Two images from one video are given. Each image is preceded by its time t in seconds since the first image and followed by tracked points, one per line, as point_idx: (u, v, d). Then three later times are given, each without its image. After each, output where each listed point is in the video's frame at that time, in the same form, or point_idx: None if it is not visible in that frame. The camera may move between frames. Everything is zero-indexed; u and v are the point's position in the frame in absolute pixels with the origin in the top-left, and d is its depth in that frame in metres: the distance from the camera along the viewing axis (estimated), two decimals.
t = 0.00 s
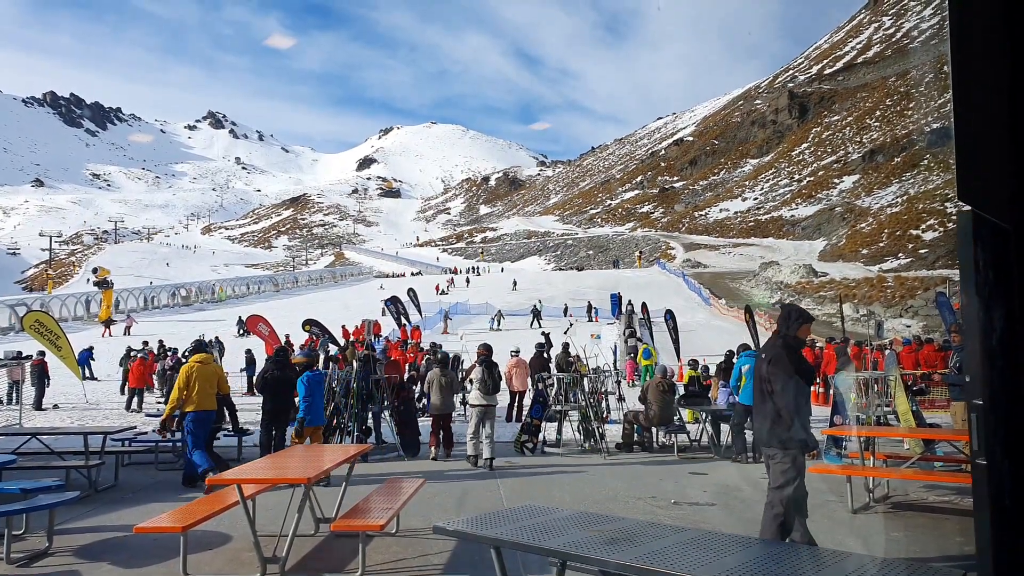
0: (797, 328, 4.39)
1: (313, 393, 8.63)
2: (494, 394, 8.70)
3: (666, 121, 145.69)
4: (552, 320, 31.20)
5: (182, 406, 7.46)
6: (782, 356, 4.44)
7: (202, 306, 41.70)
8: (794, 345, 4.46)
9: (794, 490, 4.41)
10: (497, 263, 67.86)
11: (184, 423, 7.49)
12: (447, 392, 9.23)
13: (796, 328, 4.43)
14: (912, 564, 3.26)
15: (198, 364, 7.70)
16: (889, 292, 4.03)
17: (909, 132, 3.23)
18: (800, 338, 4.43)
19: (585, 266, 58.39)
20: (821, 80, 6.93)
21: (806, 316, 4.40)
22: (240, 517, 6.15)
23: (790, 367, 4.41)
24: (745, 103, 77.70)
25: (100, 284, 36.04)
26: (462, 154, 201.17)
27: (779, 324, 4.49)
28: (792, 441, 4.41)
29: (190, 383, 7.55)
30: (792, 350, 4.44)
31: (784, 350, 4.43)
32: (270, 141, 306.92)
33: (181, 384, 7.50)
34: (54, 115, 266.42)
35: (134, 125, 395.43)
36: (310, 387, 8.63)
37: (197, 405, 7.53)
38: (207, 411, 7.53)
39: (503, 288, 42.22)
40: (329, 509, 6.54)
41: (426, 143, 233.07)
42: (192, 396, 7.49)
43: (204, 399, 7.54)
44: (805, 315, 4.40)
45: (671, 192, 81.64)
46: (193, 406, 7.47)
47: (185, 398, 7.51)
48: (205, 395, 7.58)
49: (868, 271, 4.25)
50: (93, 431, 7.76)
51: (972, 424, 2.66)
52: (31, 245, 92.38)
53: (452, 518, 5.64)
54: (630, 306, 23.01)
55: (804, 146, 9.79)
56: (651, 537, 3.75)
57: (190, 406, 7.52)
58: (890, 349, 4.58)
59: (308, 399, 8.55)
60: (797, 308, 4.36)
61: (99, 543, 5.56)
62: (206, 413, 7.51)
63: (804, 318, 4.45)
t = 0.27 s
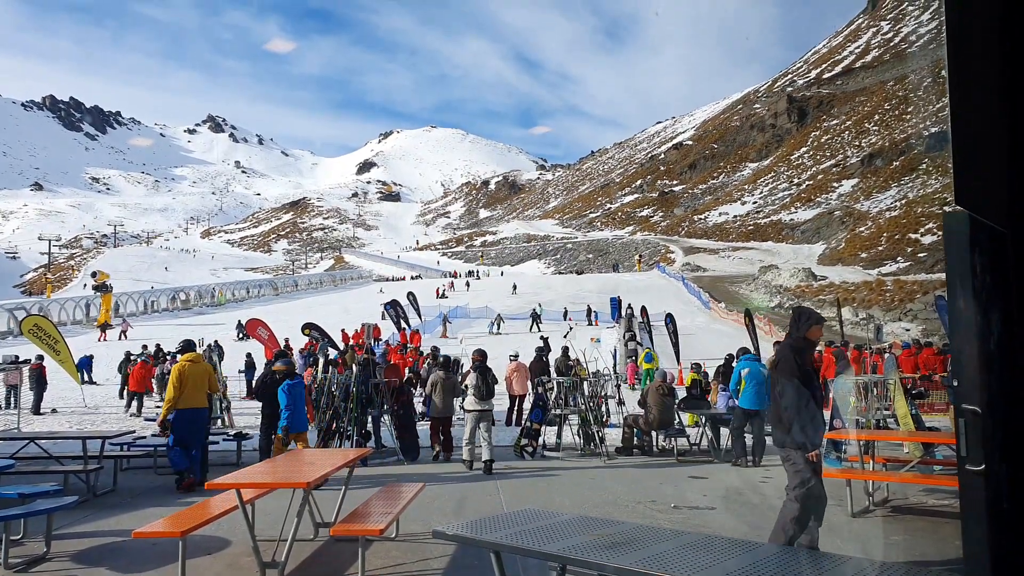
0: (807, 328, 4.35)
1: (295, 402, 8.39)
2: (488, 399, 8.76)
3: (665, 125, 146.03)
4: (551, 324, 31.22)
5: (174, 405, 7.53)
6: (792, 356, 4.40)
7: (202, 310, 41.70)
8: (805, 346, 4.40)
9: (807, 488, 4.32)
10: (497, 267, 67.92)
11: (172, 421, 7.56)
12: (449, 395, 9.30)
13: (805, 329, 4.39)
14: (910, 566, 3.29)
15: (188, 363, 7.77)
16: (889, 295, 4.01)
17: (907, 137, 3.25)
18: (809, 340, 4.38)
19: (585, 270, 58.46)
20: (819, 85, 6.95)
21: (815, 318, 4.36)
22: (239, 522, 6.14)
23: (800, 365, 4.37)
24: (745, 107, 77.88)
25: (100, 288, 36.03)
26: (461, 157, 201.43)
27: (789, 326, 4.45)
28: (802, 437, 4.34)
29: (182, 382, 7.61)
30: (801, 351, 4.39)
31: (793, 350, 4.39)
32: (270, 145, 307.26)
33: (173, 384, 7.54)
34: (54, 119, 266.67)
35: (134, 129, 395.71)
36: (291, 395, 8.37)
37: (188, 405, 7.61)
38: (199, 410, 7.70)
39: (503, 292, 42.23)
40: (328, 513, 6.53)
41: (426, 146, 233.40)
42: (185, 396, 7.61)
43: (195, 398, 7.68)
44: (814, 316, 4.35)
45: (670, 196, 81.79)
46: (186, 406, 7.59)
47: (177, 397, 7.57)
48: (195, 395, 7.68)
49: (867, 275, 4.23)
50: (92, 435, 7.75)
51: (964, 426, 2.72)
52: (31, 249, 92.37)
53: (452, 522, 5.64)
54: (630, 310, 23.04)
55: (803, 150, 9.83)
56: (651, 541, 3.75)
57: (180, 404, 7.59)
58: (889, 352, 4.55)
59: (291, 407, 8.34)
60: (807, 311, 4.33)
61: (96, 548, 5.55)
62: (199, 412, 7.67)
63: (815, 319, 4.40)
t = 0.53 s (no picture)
0: (814, 329, 4.21)
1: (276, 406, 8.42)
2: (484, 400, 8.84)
3: (664, 129, 146.41)
4: (550, 327, 31.25)
5: (168, 409, 7.55)
6: (797, 358, 4.33)
7: (200, 313, 41.69)
8: (814, 346, 4.28)
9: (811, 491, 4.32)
10: (496, 270, 67.98)
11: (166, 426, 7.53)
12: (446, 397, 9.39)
13: (813, 330, 4.25)
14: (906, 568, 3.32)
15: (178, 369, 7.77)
16: (887, 299, 3.98)
17: (904, 140, 3.27)
18: (817, 340, 4.24)
19: (584, 273, 58.53)
20: (818, 88, 6.97)
21: (824, 318, 4.20)
22: (238, 525, 6.13)
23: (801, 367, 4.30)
24: (743, 111, 78.11)
25: (98, 291, 35.99)
26: (460, 161, 201.61)
27: (798, 327, 4.35)
28: (802, 438, 4.31)
29: (176, 387, 7.62)
30: (808, 353, 4.30)
31: (798, 353, 4.32)
32: (269, 149, 307.46)
33: (166, 389, 7.56)
34: (53, 123, 266.71)
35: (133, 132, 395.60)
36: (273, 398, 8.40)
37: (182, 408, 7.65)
38: (193, 413, 7.70)
39: (503, 295, 42.28)
40: (326, 518, 6.48)
41: (425, 150, 233.69)
42: (179, 400, 7.63)
43: (187, 402, 7.70)
44: (823, 317, 4.20)
45: (669, 200, 81.91)
46: (179, 410, 7.61)
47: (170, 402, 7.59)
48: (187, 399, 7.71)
49: (865, 279, 4.21)
50: (91, 438, 7.74)
51: (958, 433, 2.67)
52: (29, 252, 92.33)
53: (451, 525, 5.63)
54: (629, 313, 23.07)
55: (801, 154, 9.87)
56: (651, 544, 3.75)
57: (174, 409, 7.62)
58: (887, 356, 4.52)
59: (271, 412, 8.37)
60: (815, 312, 4.18)
61: (95, 552, 5.55)
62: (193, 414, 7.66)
63: (824, 319, 4.23)
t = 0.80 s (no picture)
0: (826, 334, 4.10)
1: (258, 405, 8.12)
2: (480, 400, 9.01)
3: (662, 133, 146.78)
4: (549, 331, 31.29)
5: (158, 416, 7.62)
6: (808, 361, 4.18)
7: (199, 316, 41.69)
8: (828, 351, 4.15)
9: (814, 499, 4.14)
10: (495, 273, 68.05)
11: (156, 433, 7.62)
12: (440, 398, 9.62)
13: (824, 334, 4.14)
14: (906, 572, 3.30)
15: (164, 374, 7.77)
16: (886, 303, 4.01)
17: (902, 144, 3.26)
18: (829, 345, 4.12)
19: (582, 277, 58.66)
20: (817, 92, 6.99)
21: (836, 324, 4.10)
22: (236, 529, 6.12)
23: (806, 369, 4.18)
24: (741, 115, 78.45)
25: (97, 294, 36.01)
26: (460, 164, 201.98)
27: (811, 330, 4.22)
28: (800, 440, 4.15)
29: (164, 394, 7.67)
30: (817, 356, 4.16)
31: (809, 356, 4.16)
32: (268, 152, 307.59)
33: (154, 396, 7.56)
34: (52, 126, 266.72)
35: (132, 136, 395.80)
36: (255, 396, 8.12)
37: (173, 414, 7.72)
38: (183, 418, 7.78)
39: (502, 298, 42.33)
40: (325, 522, 6.47)
41: (424, 153, 234.08)
42: (167, 406, 7.68)
43: (175, 407, 7.75)
44: (835, 322, 4.12)
45: (668, 204, 82.12)
46: (169, 416, 7.67)
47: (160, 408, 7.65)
48: (175, 404, 7.75)
49: (865, 283, 4.25)
50: (88, 442, 7.71)
51: (957, 435, 2.72)
52: (28, 256, 92.34)
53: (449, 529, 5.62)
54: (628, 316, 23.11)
55: (800, 158, 9.90)
56: (650, 549, 3.75)
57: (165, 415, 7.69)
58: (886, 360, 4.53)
59: (253, 411, 8.04)
60: (828, 317, 4.07)
61: (92, 557, 5.52)
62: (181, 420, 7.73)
63: (835, 325, 4.13)
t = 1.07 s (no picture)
0: (837, 341, 3.93)
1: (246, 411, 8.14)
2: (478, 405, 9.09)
3: (661, 139, 147.03)
4: (548, 336, 31.27)
5: (147, 420, 7.79)
6: (817, 372, 4.05)
7: (198, 322, 41.61)
8: (838, 361, 3.99)
9: (822, 505, 4.22)
10: (494, 279, 68.02)
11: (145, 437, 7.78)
12: (435, 404, 9.77)
13: (836, 341, 3.98)
14: None
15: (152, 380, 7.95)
16: (885, 308, 4.02)
17: (900, 150, 3.27)
18: (840, 352, 3.97)
19: (581, 283, 58.67)
20: (815, 98, 7.01)
21: (848, 329, 3.92)
22: (234, 536, 6.11)
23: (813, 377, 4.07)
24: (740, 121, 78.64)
25: (95, 300, 35.94)
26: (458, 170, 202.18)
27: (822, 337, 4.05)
28: (804, 450, 4.20)
29: (152, 398, 7.84)
30: (829, 364, 4.01)
31: (819, 364, 4.03)
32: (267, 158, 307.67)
33: (142, 399, 7.80)
34: (51, 132, 266.96)
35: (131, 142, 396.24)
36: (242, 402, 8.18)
37: (160, 419, 7.88)
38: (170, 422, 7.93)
39: (501, 304, 42.31)
40: (324, 529, 6.45)
41: (423, 159, 234.35)
42: (156, 410, 7.85)
43: (164, 411, 7.94)
44: (847, 329, 3.92)
45: (666, 209, 82.19)
46: (157, 420, 7.85)
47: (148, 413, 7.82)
48: (162, 409, 7.92)
49: (864, 288, 4.20)
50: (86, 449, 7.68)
51: (957, 443, 2.62)
52: (26, 261, 92.22)
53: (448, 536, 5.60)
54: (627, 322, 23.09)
55: (798, 164, 9.92)
56: (650, 554, 3.76)
57: (153, 419, 7.86)
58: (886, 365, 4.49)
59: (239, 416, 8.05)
60: (839, 324, 3.89)
61: (89, 564, 5.50)
62: (168, 422, 7.93)
63: (849, 332, 3.94)
